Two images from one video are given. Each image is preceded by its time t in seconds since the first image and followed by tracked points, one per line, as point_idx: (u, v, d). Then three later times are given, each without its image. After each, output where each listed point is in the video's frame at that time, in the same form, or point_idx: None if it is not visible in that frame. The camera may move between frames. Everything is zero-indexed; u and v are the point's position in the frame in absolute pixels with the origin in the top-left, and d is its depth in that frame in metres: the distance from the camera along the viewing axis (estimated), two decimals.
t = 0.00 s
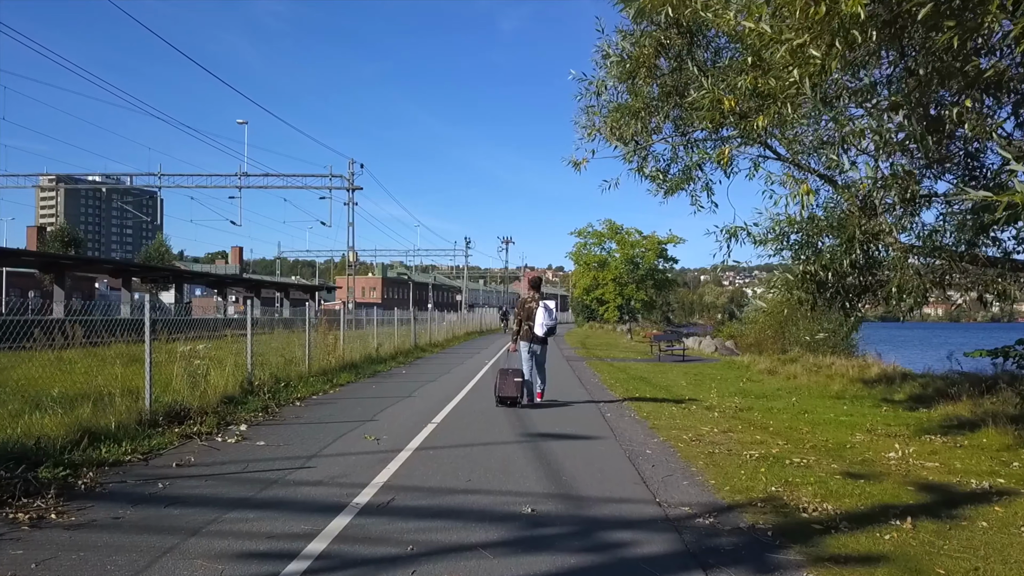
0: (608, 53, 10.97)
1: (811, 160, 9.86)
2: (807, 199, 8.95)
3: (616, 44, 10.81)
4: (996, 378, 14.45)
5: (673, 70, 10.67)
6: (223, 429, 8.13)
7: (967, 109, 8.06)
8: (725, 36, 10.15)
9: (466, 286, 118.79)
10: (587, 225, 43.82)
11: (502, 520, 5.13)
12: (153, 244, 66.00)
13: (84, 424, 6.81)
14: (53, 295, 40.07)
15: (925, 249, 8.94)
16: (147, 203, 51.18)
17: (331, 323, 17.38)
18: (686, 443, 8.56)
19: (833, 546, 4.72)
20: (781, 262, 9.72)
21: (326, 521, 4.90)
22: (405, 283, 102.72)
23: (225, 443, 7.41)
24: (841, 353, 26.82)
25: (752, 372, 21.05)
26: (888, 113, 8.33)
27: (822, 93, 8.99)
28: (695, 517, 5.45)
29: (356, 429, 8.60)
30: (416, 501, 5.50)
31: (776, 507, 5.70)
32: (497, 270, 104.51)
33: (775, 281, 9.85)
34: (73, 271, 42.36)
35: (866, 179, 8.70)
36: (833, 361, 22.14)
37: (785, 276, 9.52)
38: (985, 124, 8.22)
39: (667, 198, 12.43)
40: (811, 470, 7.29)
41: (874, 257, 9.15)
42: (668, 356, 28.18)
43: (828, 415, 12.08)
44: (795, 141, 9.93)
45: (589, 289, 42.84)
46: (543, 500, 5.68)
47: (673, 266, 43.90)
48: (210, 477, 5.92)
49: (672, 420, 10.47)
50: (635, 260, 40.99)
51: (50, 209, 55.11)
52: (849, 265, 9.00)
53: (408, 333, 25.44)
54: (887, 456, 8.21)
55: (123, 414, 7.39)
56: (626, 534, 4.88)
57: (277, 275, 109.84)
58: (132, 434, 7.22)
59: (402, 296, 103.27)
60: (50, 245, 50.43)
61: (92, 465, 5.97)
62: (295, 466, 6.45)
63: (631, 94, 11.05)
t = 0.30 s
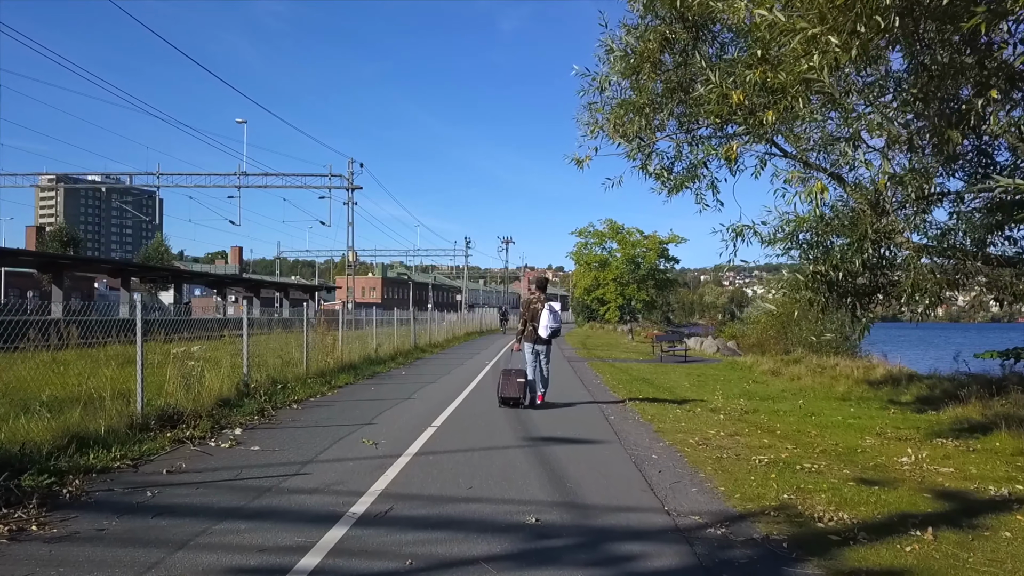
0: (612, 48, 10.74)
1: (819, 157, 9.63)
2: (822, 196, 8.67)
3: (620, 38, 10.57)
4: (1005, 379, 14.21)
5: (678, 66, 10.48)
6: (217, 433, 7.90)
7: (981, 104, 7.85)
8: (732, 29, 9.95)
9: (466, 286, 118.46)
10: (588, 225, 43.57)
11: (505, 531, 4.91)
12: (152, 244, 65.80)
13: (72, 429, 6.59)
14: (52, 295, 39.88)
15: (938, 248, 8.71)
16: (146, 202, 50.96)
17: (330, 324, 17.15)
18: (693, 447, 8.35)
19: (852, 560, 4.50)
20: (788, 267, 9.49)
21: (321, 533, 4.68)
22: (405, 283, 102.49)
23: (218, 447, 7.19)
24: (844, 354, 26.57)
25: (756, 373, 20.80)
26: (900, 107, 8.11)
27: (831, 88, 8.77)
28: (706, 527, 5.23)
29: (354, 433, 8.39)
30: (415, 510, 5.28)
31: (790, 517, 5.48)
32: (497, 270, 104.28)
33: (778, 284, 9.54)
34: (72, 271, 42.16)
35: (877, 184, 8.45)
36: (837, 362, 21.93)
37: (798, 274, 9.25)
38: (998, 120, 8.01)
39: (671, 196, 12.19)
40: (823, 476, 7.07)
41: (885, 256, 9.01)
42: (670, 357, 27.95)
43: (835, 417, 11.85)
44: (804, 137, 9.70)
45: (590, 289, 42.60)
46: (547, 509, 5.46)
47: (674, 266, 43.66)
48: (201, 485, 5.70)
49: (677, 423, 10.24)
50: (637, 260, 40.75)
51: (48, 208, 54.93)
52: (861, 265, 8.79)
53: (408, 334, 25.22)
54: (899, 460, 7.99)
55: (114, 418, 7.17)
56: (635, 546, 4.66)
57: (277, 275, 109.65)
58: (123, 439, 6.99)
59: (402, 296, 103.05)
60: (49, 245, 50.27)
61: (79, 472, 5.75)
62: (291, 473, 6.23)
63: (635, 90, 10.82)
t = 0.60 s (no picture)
0: (616, 42, 10.50)
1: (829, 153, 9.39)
2: (834, 192, 8.43)
3: (625, 31, 10.33)
4: (1015, 381, 13.97)
5: (684, 60, 10.26)
6: (210, 437, 7.65)
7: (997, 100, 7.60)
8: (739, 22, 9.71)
9: (466, 286, 118.17)
10: (589, 224, 43.32)
11: (509, 543, 4.67)
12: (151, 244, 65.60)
13: (58, 434, 6.35)
14: (50, 295, 39.65)
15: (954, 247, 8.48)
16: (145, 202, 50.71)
17: (328, 324, 16.92)
18: (700, 451, 8.11)
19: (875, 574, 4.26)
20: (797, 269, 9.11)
21: (315, 545, 4.44)
22: (405, 283, 102.27)
23: (211, 452, 6.94)
24: (848, 355, 26.32)
25: (760, 373, 20.57)
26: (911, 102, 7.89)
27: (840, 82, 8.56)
28: (719, 537, 4.98)
29: (352, 437, 8.14)
30: (414, 520, 5.04)
31: (806, 526, 5.24)
32: (497, 270, 104.07)
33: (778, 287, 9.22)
34: (70, 271, 41.96)
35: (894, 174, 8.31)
36: (841, 362, 21.70)
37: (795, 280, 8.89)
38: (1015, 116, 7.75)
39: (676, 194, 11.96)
40: (837, 482, 6.83)
41: (898, 255, 8.81)
42: (672, 357, 27.72)
43: (844, 420, 11.60)
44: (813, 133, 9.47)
45: (591, 289, 42.34)
46: (553, 519, 5.22)
47: (675, 266, 43.42)
48: (190, 493, 5.45)
49: (683, 426, 10.01)
50: (638, 260, 40.52)
51: (47, 208, 54.70)
52: (876, 264, 8.56)
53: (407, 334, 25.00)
54: (914, 465, 7.75)
55: (103, 422, 6.93)
56: (646, 560, 4.42)
57: (276, 275, 109.44)
58: (111, 445, 6.75)
59: (402, 296, 102.79)
60: (48, 245, 50.12)
61: (63, 479, 5.51)
62: (285, 480, 5.99)
63: (639, 85, 10.56)
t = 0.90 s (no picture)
0: (620, 33, 10.20)
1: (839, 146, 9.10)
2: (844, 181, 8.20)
3: (629, 21, 10.04)
4: None
5: (690, 51, 9.97)
6: (198, 440, 7.36)
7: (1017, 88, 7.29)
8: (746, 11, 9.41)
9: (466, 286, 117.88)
10: (589, 223, 43.03)
11: (509, 555, 4.37)
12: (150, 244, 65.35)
13: (36, 438, 6.06)
14: (48, 295, 39.38)
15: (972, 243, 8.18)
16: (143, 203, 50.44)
17: (326, 324, 16.64)
18: (708, 454, 7.84)
19: None
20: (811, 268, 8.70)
21: (302, 558, 4.14)
22: (405, 283, 101.98)
23: (198, 456, 6.65)
24: (852, 355, 26.01)
25: (764, 374, 20.27)
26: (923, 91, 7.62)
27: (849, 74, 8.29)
28: (732, 548, 4.69)
29: (347, 440, 7.85)
30: (409, 530, 4.75)
31: (825, 536, 4.94)
32: (497, 270, 103.70)
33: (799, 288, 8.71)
34: (67, 271, 41.69)
35: (910, 167, 8.05)
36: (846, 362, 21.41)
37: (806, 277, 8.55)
38: None
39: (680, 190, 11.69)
40: (852, 487, 6.54)
41: (912, 253, 8.49)
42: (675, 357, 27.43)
43: (853, 421, 11.31)
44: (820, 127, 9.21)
45: (592, 289, 42.04)
46: (556, 528, 4.92)
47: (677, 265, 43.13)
48: (173, 501, 5.16)
49: (689, 428, 9.71)
50: (639, 259, 40.24)
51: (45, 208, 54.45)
52: (892, 260, 8.20)
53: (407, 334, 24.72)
54: (931, 469, 7.44)
55: (85, 425, 6.64)
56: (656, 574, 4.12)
57: (276, 275, 109.23)
58: (93, 449, 6.44)
59: (402, 296, 102.49)
60: (46, 245, 49.88)
61: (38, 486, 5.23)
62: (274, 486, 5.70)
63: (644, 77, 10.26)
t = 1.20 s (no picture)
0: (622, 24, 9.96)
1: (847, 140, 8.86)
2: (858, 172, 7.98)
3: (632, 11, 9.81)
4: None
5: (694, 44, 9.74)
6: (186, 443, 7.10)
7: None
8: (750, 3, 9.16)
9: (466, 286, 117.64)
10: (590, 223, 42.80)
11: (507, 568, 4.11)
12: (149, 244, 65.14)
13: (14, 442, 5.81)
14: (45, 294, 39.15)
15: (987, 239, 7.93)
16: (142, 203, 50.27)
17: (323, 323, 16.39)
18: (713, 458, 7.59)
19: None
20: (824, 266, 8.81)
21: (287, 571, 3.90)
22: (405, 283, 101.76)
23: (184, 461, 6.39)
24: (855, 356, 25.76)
25: (767, 374, 20.03)
26: (936, 83, 7.45)
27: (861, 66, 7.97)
28: (743, 560, 4.44)
29: (341, 443, 7.61)
30: (401, 541, 4.50)
31: (840, 546, 4.69)
32: (497, 271, 103.47)
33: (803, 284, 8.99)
34: (65, 270, 41.45)
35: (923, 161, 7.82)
36: (850, 363, 21.13)
37: (817, 273, 8.56)
38: None
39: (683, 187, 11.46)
40: (865, 493, 6.29)
41: (924, 250, 8.24)
42: (676, 357, 27.16)
43: (860, 424, 11.05)
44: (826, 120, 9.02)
45: (593, 289, 41.80)
46: (557, 538, 4.68)
47: (678, 265, 42.89)
48: (154, 509, 4.91)
49: (692, 430, 9.46)
50: (640, 259, 40.00)
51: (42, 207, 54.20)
52: (906, 258, 7.85)
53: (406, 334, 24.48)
54: (945, 474, 7.19)
55: (67, 428, 6.38)
56: None
57: (275, 275, 109.01)
58: (75, 454, 6.18)
59: (401, 297, 102.21)
60: (44, 244, 49.69)
61: (14, 493, 4.98)
62: (262, 494, 5.45)
63: (647, 69, 10.03)
